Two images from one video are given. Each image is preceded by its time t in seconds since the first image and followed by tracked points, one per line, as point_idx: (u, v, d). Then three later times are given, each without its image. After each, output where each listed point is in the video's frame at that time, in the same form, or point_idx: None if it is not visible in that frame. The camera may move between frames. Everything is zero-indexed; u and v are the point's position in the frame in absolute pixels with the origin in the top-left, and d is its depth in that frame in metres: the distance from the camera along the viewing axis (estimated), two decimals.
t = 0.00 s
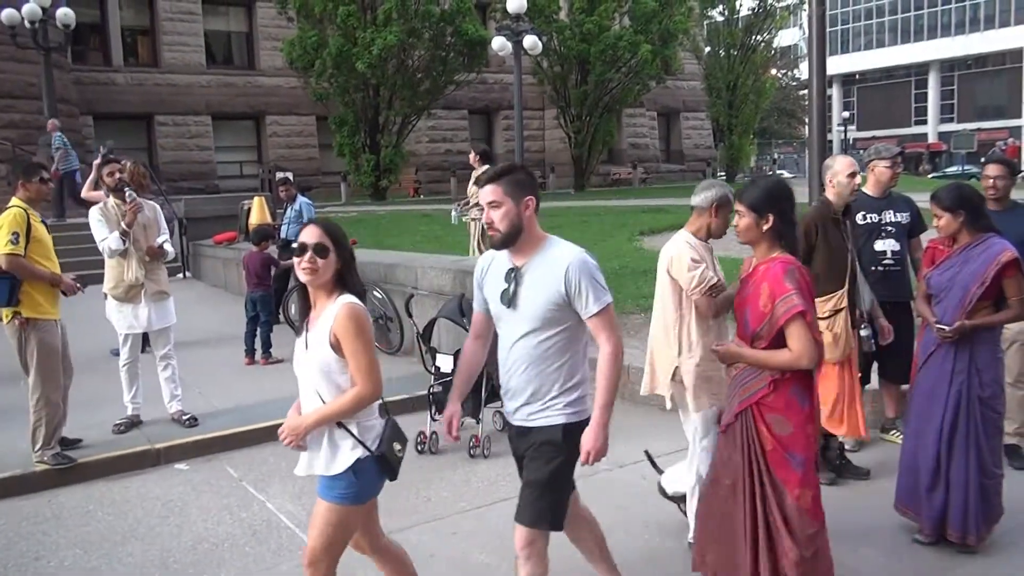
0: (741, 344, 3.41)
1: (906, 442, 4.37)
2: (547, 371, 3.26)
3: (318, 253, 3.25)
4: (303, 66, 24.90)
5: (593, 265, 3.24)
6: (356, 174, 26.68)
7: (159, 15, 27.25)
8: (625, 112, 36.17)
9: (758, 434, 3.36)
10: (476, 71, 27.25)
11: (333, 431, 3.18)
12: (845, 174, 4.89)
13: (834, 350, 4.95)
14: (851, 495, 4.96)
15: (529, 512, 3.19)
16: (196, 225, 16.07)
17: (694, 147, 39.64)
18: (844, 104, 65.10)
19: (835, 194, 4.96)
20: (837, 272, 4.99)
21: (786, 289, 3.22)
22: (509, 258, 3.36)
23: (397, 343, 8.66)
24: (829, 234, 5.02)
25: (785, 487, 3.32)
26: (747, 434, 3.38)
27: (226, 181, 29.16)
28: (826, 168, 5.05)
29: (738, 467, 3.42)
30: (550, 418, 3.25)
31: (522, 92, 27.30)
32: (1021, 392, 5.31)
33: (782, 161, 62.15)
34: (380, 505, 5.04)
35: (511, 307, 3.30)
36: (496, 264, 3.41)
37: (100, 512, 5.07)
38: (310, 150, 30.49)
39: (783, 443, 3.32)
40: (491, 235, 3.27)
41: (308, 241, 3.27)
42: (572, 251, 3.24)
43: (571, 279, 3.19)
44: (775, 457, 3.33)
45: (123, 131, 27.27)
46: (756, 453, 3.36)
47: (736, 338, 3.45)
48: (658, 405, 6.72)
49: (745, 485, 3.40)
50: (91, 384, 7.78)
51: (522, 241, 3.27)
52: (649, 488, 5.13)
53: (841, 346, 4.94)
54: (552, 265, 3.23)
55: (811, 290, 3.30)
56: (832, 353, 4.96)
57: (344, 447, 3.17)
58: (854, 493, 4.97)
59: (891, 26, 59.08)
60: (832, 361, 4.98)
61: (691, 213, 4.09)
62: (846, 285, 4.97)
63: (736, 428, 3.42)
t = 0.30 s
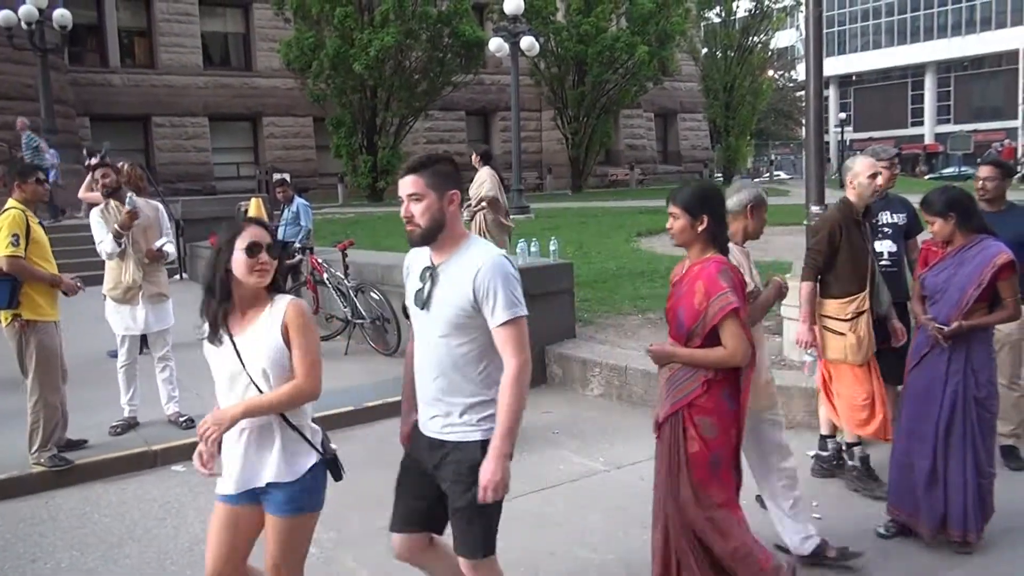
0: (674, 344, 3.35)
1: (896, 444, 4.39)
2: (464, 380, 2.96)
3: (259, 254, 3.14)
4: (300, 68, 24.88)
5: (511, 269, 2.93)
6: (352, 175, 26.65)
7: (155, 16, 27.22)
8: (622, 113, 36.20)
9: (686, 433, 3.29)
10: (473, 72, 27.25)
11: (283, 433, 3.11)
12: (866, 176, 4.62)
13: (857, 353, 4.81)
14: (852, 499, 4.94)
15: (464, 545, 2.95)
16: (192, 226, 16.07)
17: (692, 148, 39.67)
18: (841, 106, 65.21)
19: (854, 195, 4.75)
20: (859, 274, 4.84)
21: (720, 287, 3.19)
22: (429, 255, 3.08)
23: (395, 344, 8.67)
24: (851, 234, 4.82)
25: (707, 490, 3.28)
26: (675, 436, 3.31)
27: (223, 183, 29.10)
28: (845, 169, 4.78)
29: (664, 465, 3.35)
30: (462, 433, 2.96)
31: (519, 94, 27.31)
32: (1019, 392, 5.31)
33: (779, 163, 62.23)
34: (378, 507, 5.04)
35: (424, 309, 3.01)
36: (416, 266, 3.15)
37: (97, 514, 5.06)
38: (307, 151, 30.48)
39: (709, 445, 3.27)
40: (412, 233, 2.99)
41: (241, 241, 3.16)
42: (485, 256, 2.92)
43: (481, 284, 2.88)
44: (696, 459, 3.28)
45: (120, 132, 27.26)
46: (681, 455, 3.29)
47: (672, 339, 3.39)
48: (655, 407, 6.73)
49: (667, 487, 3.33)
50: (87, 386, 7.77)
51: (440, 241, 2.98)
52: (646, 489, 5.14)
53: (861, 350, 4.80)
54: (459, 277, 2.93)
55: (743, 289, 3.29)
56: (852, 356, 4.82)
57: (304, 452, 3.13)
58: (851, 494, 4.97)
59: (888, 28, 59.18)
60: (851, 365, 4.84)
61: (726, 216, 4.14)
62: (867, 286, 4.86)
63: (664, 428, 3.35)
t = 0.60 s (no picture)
0: (615, 349, 3.30)
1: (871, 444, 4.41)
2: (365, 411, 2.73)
3: (188, 268, 2.98)
4: (297, 69, 24.86)
5: (404, 289, 2.68)
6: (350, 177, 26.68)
7: (152, 17, 27.18)
8: (619, 115, 36.23)
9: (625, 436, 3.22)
10: (471, 73, 27.26)
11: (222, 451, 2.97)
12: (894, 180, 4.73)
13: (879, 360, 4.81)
14: (849, 499, 4.93)
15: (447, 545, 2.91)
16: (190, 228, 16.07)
17: (689, 149, 39.71)
18: (838, 107, 65.36)
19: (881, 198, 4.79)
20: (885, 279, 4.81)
21: (658, 291, 3.16)
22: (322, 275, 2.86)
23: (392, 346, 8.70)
24: (878, 241, 4.80)
25: (646, 490, 3.20)
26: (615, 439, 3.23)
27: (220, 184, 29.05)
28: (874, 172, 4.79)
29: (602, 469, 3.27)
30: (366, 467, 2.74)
31: (517, 95, 27.32)
32: (1013, 395, 5.29)
33: (776, 164, 62.34)
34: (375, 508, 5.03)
35: (318, 337, 2.78)
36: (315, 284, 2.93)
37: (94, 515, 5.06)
38: (305, 152, 30.48)
39: (650, 443, 3.20)
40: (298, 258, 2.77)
41: (167, 253, 2.97)
42: (376, 270, 2.70)
43: (371, 299, 2.64)
44: (634, 458, 3.20)
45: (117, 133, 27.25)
46: (618, 456, 3.21)
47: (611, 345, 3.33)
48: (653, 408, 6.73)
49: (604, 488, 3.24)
50: (85, 387, 7.76)
51: (329, 263, 2.76)
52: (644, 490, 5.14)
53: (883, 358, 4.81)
54: (350, 299, 2.69)
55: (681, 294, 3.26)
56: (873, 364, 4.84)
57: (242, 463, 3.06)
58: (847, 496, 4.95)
59: (885, 29, 59.29)
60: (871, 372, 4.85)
61: (774, 217, 3.88)
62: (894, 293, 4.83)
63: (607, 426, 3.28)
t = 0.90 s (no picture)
0: (542, 357, 3.25)
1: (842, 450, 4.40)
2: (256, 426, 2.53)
3: (82, 279, 2.76)
4: (295, 70, 24.87)
5: (303, 284, 2.53)
6: (347, 178, 26.68)
7: (149, 18, 27.13)
8: (616, 116, 36.27)
9: (560, 446, 3.19)
10: (468, 74, 27.27)
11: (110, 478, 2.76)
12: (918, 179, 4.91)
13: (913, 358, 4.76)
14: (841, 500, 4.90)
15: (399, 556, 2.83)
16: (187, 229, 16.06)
17: (686, 150, 39.75)
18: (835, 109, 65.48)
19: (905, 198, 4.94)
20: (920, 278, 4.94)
21: (583, 300, 3.10)
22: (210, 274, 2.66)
23: (389, 347, 8.68)
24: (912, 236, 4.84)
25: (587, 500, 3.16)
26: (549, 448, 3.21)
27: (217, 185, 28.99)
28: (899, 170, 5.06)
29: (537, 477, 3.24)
30: (261, 484, 2.54)
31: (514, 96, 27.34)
32: (1009, 395, 5.27)
33: (774, 165, 62.43)
34: (372, 510, 5.01)
35: (204, 338, 2.59)
36: (197, 289, 2.72)
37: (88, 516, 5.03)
38: (302, 153, 30.47)
39: (586, 455, 3.16)
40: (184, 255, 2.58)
41: (59, 262, 2.74)
42: (271, 268, 2.53)
43: (269, 300, 2.48)
44: (572, 468, 3.16)
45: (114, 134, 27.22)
46: (558, 467, 3.19)
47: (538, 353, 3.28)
48: (650, 409, 6.73)
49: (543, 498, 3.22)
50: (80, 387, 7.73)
51: (217, 259, 2.58)
52: (640, 490, 5.13)
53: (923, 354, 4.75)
54: (242, 297, 2.52)
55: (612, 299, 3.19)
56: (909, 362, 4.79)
57: (136, 488, 2.86)
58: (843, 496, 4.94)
59: (881, 30, 59.41)
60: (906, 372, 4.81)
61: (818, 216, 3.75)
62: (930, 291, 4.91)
63: (539, 437, 3.25)
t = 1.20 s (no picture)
0: (473, 365, 3.15)
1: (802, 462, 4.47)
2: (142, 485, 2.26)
3: None
4: (293, 71, 24.91)
5: (214, 332, 2.22)
6: (346, 178, 26.69)
7: (147, 19, 27.10)
8: (614, 117, 36.27)
9: (492, 458, 3.10)
10: (466, 75, 27.25)
11: None
12: (947, 180, 4.65)
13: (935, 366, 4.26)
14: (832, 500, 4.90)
15: None
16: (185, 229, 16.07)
17: (684, 151, 39.78)
18: (832, 110, 65.55)
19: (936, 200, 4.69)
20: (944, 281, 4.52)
21: (512, 308, 3.02)
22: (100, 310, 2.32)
23: (387, 347, 8.65)
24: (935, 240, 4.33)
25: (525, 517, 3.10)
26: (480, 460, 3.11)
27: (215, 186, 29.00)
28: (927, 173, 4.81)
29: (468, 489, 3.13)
30: (147, 548, 2.27)
31: (512, 97, 27.35)
32: (1004, 395, 5.24)
33: (772, 165, 62.52)
34: (371, 510, 5.00)
35: (90, 387, 2.26)
36: (84, 323, 2.38)
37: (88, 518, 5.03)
38: (300, 153, 30.47)
39: (519, 467, 3.09)
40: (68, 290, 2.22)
41: None
42: (175, 314, 2.20)
43: (174, 350, 2.15)
44: (507, 480, 3.09)
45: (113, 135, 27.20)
46: (489, 483, 3.10)
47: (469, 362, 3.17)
48: (649, 409, 6.74)
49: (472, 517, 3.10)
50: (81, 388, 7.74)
51: (112, 295, 2.23)
52: (638, 492, 5.13)
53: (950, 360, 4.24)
54: (137, 341, 2.20)
55: (542, 306, 3.12)
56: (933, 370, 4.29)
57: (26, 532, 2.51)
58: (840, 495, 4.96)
59: (879, 31, 59.43)
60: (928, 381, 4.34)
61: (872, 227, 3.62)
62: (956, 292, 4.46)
63: (466, 452, 3.15)
